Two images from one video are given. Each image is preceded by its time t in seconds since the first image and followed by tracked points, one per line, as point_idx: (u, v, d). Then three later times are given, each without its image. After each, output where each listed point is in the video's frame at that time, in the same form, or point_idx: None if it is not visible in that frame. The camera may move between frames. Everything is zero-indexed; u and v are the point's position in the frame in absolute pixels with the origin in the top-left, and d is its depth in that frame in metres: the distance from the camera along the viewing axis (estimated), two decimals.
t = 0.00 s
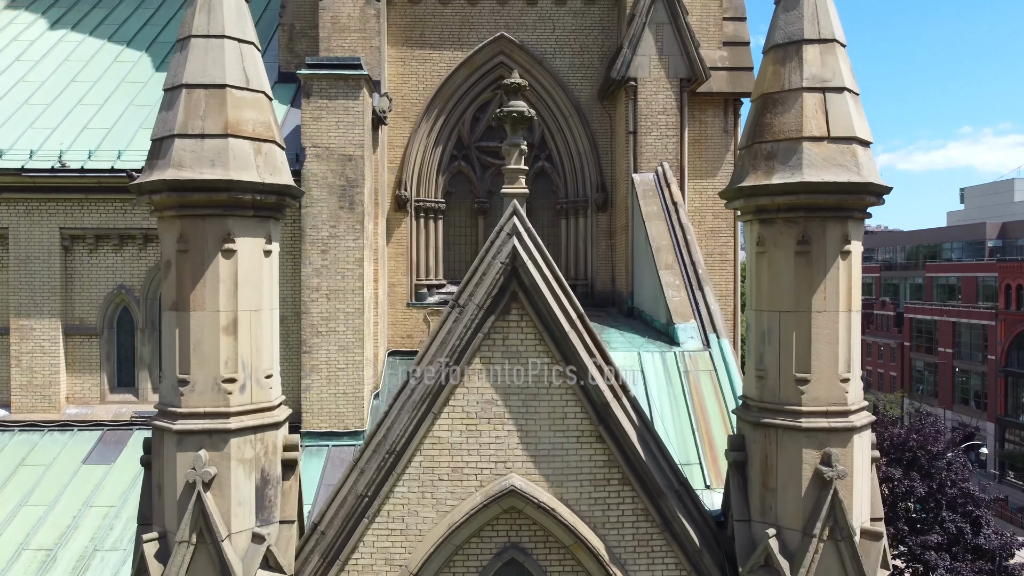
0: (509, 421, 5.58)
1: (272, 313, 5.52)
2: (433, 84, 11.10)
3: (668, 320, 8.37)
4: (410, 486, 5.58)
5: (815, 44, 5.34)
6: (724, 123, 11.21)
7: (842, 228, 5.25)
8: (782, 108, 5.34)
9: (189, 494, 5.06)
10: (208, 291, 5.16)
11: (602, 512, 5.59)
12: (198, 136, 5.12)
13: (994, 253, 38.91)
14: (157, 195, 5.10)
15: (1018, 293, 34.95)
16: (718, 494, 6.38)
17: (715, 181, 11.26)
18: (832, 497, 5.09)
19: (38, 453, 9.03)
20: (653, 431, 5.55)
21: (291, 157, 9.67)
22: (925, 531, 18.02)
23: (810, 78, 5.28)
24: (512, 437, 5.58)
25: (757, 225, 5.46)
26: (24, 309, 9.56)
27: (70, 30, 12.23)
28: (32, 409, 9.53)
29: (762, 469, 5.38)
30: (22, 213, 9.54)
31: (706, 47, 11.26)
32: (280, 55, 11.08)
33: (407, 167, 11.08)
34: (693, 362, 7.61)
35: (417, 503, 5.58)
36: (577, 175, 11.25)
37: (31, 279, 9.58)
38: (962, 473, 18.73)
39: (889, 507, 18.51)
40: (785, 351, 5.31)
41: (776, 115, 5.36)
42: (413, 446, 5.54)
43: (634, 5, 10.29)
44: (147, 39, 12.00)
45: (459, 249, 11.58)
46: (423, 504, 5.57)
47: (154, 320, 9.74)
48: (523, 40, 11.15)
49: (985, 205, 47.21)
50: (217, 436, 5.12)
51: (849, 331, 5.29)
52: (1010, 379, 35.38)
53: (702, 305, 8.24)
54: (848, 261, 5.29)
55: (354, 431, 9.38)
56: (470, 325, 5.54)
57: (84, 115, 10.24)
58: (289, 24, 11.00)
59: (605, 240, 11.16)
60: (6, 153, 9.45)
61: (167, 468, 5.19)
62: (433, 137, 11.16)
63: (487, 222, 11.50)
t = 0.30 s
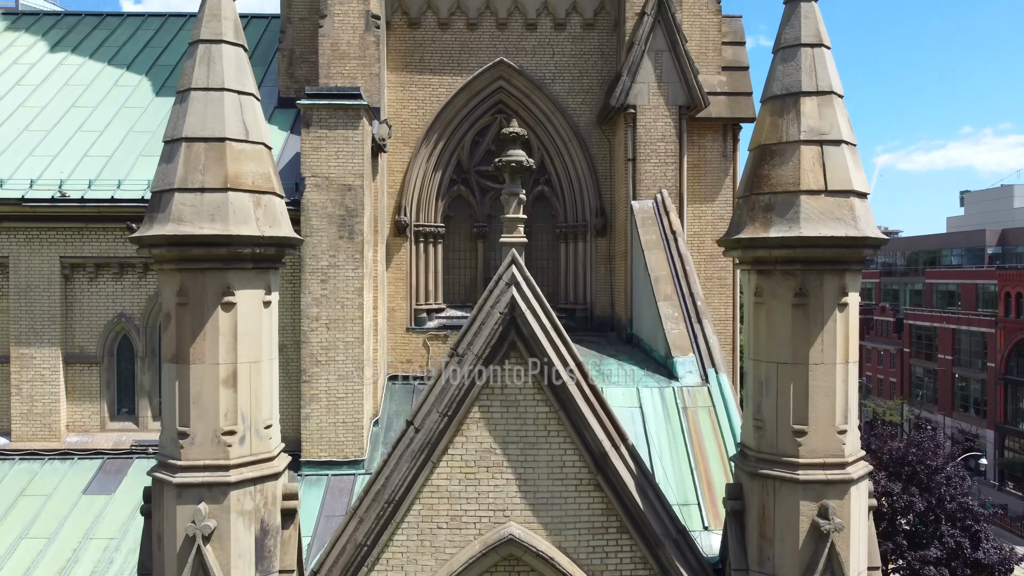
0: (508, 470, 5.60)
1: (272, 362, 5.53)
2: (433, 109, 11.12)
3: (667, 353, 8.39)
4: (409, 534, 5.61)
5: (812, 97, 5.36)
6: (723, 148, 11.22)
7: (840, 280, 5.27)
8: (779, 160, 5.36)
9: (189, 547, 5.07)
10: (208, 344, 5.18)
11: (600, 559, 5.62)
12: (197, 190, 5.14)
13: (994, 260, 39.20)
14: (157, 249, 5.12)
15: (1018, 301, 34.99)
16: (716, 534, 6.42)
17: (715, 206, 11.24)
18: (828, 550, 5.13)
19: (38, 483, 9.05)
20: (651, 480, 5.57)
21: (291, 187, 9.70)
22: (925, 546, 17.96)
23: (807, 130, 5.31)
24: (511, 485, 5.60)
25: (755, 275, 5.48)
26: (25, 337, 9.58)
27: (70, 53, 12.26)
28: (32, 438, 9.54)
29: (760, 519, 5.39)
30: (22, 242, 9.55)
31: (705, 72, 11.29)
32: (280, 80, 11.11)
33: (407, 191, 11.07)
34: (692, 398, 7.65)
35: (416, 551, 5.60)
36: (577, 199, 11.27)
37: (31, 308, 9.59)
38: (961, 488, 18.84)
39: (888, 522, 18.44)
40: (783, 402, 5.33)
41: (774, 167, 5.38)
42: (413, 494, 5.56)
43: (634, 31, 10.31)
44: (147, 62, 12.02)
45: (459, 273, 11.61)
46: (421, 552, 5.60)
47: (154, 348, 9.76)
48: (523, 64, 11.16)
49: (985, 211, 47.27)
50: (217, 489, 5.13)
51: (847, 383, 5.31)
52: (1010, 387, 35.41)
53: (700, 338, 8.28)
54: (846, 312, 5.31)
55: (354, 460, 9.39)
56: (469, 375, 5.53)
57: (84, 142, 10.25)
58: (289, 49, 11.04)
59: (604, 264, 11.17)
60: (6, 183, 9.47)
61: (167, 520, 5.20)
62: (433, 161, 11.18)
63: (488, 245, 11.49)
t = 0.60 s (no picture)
0: (507, 521, 5.63)
1: (272, 415, 5.55)
2: (433, 135, 11.15)
3: (666, 388, 8.43)
4: None
5: (810, 152, 5.38)
6: (723, 174, 11.25)
7: (838, 335, 5.30)
8: (777, 215, 5.38)
9: None
10: (209, 400, 5.21)
11: None
12: (197, 248, 5.16)
13: (994, 267, 39.66)
14: (158, 306, 5.14)
15: (1018, 310, 35.03)
16: None
17: (714, 231, 11.26)
18: None
19: (40, 514, 9.08)
20: (650, 531, 5.60)
21: (291, 218, 9.73)
22: (923, 562, 18.00)
23: (805, 186, 5.33)
24: (510, 536, 5.62)
25: (752, 329, 5.51)
26: (25, 368, 9.60)
27: (70, 77, 12.28)
28: (33, 468, 9.58)
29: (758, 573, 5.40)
30: (23, 273, 9.58)
31: (704, 99, 11.33)
32: (280, 106, 11.13)
33: (407, 218, 11.10)
34: (691, 436, 7.70)
35: None
36: (576, 225, 11.30)
37: (31, 339, 9.61)
38: (960, 504, 18.88)
39: (887, 538, 18.49)
40: (780, 456, 5.36)
41: (772, 222, 5.39)
42: (412, 546, 5.59)
43: (633, 60, 10.36)
44: (147, 88, 12.05)
45: (458, 299, 11.63)
46: None
47: (154, 377, 9.80)
48: (523, 90, 11.18)
49: (985, 217, 47.33)
50: (217, 545, 5.13)
51: (844, 437, 5.34)
52: (1010, 396, 35.49)
53: (699, 373, 8.34)
54: (843, 367, 5.35)
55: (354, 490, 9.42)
56: (468, 427, 5.56)
57: (84, 171, 10.28)
58: (289, 76, 11.08)
59: (604, 291, 11.19)
60: (6, 215, 9.50)
61: None
62: (433, 188, 11.22)
63: (488, 271, 11.50)
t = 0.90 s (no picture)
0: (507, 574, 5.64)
1: (272, 471, 5.56)
2: (433, 164, 11.17)
3: (666, 425, 8.46)
4: None
5: (809, 210, 5.40)
6: (722, 202, 11.27)
7: (837, 393, 5.32)
8: (777, 272, 5.40)
9: None
10: (210, 459, 5.22)
11: None
12: (198, 308, 5.18)
13: (994, 274, 39.51)
14: (159, 366, 5.16)
15: (1018, 319, 35.06)
16: None
17: (713, 259, 11.27)
18: None
19: (41, 547, 9.11)
20: None
21: (291, 251, 9.73)
22: None
23: (804, 245, 5.36)
24: None
25: (752, 385, 5.52)
26: (26, 400, 9.62)
27: (71, 103, 12.30)
28: (33, 500, 9.59)
29: None
30: (24, 305, 9.58)
31: (704, 127, 11.36)
32: (281, 134, 11.14)
33: (407, 247, 11.13)
34: (691, 477, 7.73)
35: None
36: (576, 253, 11.32)
37: (32, 371, 9.62)
38: (960, 521, 18.96)
39: (888, 555, 18.36)
40: (780, 513, 5.36)
41: (771, 279, 5.41)
42: None
43: (633, 91, 10.40)
44: (148, 114, 12.08)
45: (459, 326, 11.65)
46: None
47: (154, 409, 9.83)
48: (523, 118, 11.20)
49: (985, 224, 47.38)
50: None
51: (843, 495, 5.36)
52: (1010, 405, 35.50)
53: (699, 411, 8.37)
54: (842, 425, 5.37)
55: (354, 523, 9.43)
56: (468, 483, 5.56)
57: (85, 202, 10.30)
58: (289, 104, 11.10)
59: (603, 319, 11.20)
60: (7, 248, 9.52)
61: None
62: (433, 216, 11.25)
63: (488, 298, 11.52)
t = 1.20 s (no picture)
0: None
1: (274, 529, 5.57)
2: (433, 193, 11.18)
3: (666, 463, 8.48)
4: None
5: (809, 270, 5.41)
6: (722, 231, 11.27)
7: (837, 454, 5.34)
8: (777, 332, 5.42)
9: None
10: (211, 520, 5.23)
11: None
12: (200, 370, 5.19)
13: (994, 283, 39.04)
14: (160, 428, 5.17)
15: (1018, 328, 35.10)
16: None
17: (714, 287, 11.27)
18: None
19: None
20: None
21: (291, 284, 9.74)
22: None
23: (804, 304, 5.37)
24: None
25: (752, 443, 5.53)
26: (28, 433, 9.64)
27: (71, 129, 12.33)
28: (34, 533, 9.61)
29: None
30: (25, 338, 9.60)
31: (704, 155, 11.37)
32: (281, 164, 11.16)
33: (407, 277, 11.14)
34: (691, 518, 7.76)
35: None
36: (577, 281, 11.33)
37: (34, 404, 9.64)
38: (960, 537, 18.97)
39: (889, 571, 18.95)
40: (780, 572, 5.36)
41: (771, 338, 5.43)
42: None
43: (633, 122, 10.43)
44: (148, 140, 12.11)
45: (460, 354, 11.66)
46: None
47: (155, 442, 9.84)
48: (524, 148, 11.22)
49: (985, 231, 47.35)
50: None
51: (843, 554, 5.37)
52: (1010, 414, 35.54)
53: (699, 449, 8.37)
54: (843, 484, 5.38)
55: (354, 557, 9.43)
56: (469, 540, 5.63)
57: (86, 233, 10.31)
58: (290, 133, 11.11)
59: (603, 347, 11.21)
60: (8, 282, 9.53)
61: None
62: (434, 245, 11.26)
63: (488, 326, 11.53)
